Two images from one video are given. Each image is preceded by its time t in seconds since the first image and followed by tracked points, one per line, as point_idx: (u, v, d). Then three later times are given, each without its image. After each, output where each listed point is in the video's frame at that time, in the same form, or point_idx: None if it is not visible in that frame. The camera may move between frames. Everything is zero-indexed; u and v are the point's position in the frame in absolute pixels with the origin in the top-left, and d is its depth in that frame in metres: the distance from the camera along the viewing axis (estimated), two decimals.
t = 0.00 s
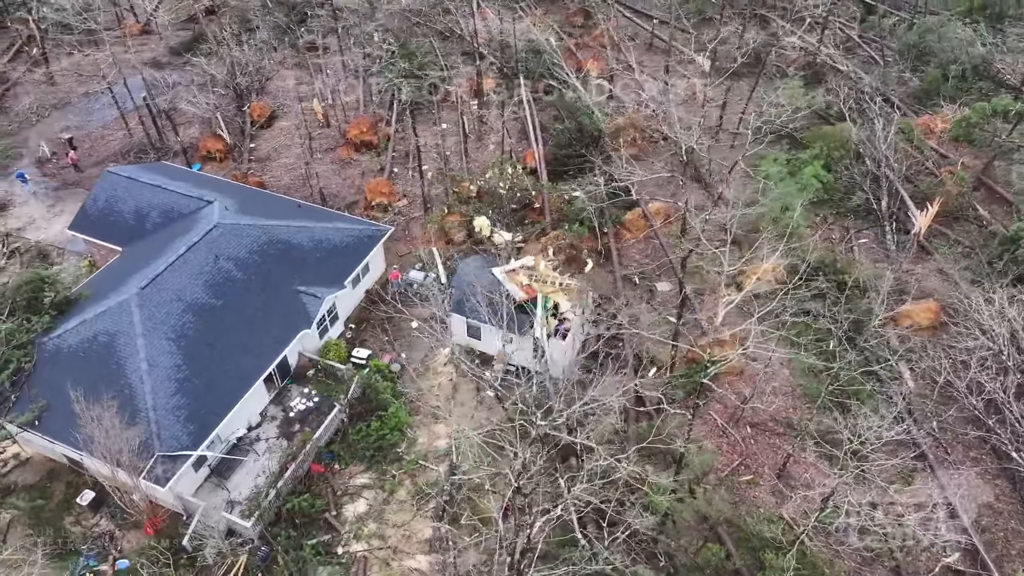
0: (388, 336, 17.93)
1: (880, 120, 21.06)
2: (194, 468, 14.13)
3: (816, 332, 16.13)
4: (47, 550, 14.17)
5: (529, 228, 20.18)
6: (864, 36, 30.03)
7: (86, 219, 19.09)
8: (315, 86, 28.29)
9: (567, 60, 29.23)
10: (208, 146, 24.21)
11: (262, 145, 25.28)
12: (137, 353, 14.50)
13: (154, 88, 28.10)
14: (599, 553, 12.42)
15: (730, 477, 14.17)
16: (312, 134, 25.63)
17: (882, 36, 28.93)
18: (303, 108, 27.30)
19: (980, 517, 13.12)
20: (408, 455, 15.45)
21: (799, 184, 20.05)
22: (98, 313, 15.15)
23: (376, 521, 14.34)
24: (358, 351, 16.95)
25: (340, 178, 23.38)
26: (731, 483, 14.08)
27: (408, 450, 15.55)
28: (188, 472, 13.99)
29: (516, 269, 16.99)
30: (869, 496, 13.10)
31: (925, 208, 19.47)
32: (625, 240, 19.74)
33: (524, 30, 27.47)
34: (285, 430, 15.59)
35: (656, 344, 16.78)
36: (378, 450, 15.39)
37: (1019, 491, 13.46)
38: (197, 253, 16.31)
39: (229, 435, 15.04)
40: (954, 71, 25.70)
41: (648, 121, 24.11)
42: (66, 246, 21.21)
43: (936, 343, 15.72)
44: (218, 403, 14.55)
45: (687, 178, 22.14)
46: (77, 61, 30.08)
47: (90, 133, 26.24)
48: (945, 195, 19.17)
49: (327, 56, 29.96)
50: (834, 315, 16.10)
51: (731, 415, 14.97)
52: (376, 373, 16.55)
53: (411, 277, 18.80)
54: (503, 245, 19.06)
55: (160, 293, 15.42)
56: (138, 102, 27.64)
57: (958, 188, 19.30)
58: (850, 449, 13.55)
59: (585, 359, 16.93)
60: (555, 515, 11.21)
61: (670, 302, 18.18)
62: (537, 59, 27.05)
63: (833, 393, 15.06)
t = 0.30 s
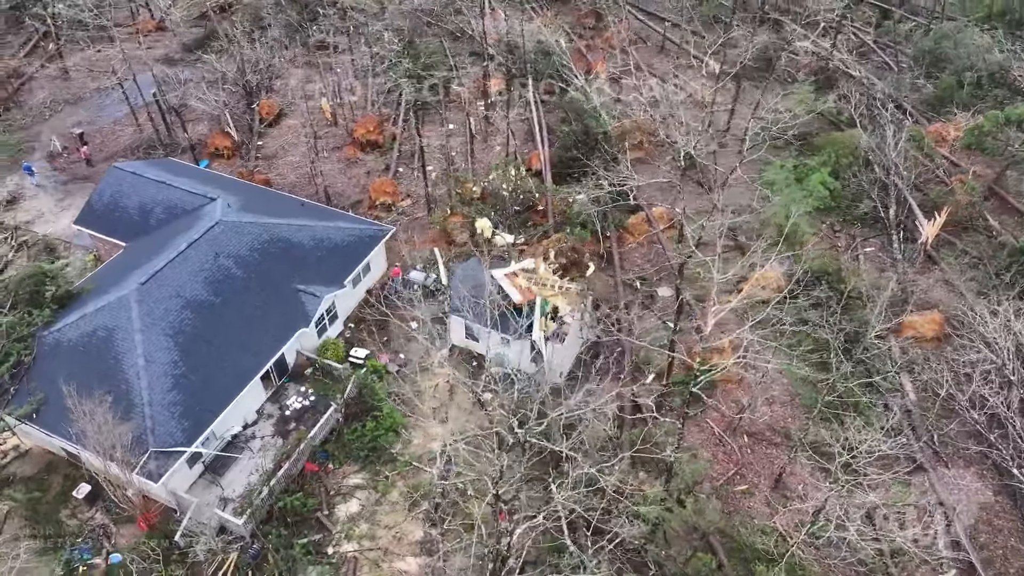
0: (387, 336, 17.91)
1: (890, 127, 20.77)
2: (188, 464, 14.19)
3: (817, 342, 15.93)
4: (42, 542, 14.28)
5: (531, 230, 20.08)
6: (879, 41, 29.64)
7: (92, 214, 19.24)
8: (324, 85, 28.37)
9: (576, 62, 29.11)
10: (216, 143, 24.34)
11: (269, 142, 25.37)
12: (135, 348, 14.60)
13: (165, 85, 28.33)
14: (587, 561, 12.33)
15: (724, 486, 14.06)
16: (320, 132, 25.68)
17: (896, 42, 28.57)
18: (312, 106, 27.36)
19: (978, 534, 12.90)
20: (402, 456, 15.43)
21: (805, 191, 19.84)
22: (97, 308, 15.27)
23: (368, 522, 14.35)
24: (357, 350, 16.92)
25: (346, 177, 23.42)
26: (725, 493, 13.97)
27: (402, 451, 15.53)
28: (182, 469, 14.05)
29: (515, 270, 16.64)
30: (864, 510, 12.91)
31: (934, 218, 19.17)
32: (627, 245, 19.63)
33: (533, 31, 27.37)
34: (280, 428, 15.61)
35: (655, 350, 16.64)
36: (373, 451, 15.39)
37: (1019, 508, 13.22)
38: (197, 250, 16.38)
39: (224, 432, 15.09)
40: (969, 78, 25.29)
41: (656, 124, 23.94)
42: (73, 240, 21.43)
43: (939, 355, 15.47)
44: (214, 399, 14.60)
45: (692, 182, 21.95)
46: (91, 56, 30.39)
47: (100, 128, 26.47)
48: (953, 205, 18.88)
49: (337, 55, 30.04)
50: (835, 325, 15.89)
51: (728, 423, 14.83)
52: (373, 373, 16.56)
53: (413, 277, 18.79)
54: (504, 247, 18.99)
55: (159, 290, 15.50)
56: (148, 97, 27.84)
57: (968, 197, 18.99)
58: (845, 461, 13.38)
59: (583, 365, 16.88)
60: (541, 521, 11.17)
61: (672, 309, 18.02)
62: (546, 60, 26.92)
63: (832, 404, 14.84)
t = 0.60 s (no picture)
0: (386, 336, 17.91)
1: (901, 135, 20.49)
2: (182, 460, 14.24)
3: (819, 351, 15.68)
4: (39, 534, 14.40)
5: (534, 233, 20.01)
6: (894, 47, 29.25)
7: (98, 209, 19.39)
8: (334, 83, 28.45)
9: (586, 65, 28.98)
10: (224, 140, 24.44)
11: (278, 140, 25.47)
12: (133, 344, 14.70)
13: (177, 82, 28.55)
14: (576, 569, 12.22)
15: (719, 496, 13.93)
16: (328, 130, 25.76)
17: (911, 48, 28.22)
18: (320, 104, 27.45)
19: (977, 552, 12.66)
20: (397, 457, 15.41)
21: (812, 199, 19.60)
22: (98, 303, 15.39)
23: (360, 523, 14.34)
24: (355, 350, 16.95)
25: (352, 176, 23.47)
26: (719, 502, 13.83)
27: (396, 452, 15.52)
28: (176, 465, 14.11)
29: (513, 273, 16.46)
30: (860, 524, 12.72)
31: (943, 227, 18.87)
32: (630, 250, 19.52)
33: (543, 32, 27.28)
34: (276, 426, 15.64)
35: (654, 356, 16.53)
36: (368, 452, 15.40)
37: (1020, 526, 12.96)
38: (198, 247, 16.46)
39: (220, 429, 15.14)
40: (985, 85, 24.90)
41: (664, 129, 23.79)
42: (81, 234, 21.66)
43: (943, 368, 15.19)
44: (210, 396, 14.66)
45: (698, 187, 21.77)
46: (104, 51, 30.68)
47: (112, 123, 26.72)
48: (963, 215, 18.58)
49: (347, 53, 30.12)
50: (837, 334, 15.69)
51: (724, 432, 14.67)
52: (371, 373, 16.57)
53: (415, 278, 19.07)
54: (506, 249, 18.93)
55: (159, 286, 15.60)
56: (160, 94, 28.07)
57: (978, 208, 18.68)
58: (838, 473, 13.22)
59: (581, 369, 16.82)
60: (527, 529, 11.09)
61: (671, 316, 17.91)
62: (555, 62, 26.84)
63: (831, 414, 14.62)
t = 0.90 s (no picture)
0: (385, 336, 17.90)
1: (911, 143, 20.19)
2: (177, 456, 14.29)
3: (819, 361, 15.43)
4: (34, 526, 14.50)
5: (537, 235, 19.91)
6: (909, 53, 28.85)
7: (103, 204, 19.53)
8: (343, 82, 28.52)
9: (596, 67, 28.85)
10: (232, 137, 24.60)
11: (285, 138, 25.55)
12: (130, 339, 14.78)
13: (189, 78, 28.76)
14: None
15: (712, 505, 13.75)
16: (336, 129, 25.82)
17: (926, 55, 27.84)
18: (329, 103, 27.50)
19: (974, 570, 12.40)
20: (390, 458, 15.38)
21: (817, 206, 19.38)
22: (97, 298, 15.50)
23: (351, 523, 14.32)
24: (353, 350, 17.11)
25: (357, 175, 23.50)
26: (712, 512, 13.65)
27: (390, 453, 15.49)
28: (170, 461, 14.16)
29: (514, 276, 16.77)
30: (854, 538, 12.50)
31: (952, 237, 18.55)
32: (632, 254, 19.38)
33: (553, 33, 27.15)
34: (272, 424, 15.66)
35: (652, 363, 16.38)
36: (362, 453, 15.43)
37: (1020, 544, 12.68)
38: (199, 244, 16.52)
39: (216, 426, 15.18)
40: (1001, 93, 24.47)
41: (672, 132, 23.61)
42: (87, 229, 21.87)
43: (947, 381, 14.91)
44: (206, 394, 14.70)
45: (704, 192, 21.59)
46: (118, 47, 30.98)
47: (123, 119, 26.95)
48: (972, 225, 18.25)
49: (357, 52, 30.17)
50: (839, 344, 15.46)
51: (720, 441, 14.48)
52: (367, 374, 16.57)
53: (415, 279, 19.00)
54: (507, 251, 18.88)
55: (159, 282, 15.67)
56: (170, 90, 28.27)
57: (989, 217, 18.33)
58: (831, 486, 13.02)
59: (578, 374, 16.70)
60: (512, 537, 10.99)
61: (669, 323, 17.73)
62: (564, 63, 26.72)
63: (829, 426, 14.38)
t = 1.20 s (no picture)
0: (383, 337, 17.89)
1: (921, 151, 19.88)
2: (171, 452, 14.34)
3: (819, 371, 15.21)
4: (30, 518, 14.60)
5: (539, 238, 19.81)
6: (924, 59, 28.40)
7: (108, 199, 19.68)
8: (353, 80, 28.56)
9: (605, 70, 28.68)
10: (240, 135, 24.58)
11: (292, 135, 25.62)
12: (128, 335, 14.88)
13: (199, 76, 28.92)
14: None
15: (705, 515, 13.59)
16: (343, 128, 25.86)
17: (942, 61, 27.41)
18: (337, 101, 27.54)
19: None
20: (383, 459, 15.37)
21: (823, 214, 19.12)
22: (97, 294, 15.62)
23: (342, 523, 14.32)
24: (351, 349, 17.18)
25: (362, 174, 23.52)
26: (705, 522, 13.49)
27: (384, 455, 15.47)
28: (164, 456, 14.21)
29: (513, 278, 16.53)
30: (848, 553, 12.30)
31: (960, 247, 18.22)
32: (633, 260, 19.28)
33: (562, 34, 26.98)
34: (267, 423, 15.68)
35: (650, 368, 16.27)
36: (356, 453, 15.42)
37: (1018, 562, 12.41)
38: (199, 241, 16.59)
39: (211, 423, 15.22)
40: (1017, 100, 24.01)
41: (678, 137, 23.42)
42: (94, 224, 22.07)
43: (949, 394, 14.63)
44: (201, 390, 14.75)
45: (709, 197, 21.39)
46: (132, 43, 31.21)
47: (134, 115, 27.17)
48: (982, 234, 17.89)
49: (367, 51, 30.18)
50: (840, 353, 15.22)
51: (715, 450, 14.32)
52: (364, 374, 16.57)
53: (414, 279, 19.09)
54: (509, 254, 18.83)
55: (158, 279, 15.77)
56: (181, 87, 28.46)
57: (999, 228, 17.98)
58: (826, 499, 12.81)
59: (576, 378, 16.61)
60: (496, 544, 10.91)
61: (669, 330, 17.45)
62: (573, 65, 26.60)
63: (826, 437, 14.19)
